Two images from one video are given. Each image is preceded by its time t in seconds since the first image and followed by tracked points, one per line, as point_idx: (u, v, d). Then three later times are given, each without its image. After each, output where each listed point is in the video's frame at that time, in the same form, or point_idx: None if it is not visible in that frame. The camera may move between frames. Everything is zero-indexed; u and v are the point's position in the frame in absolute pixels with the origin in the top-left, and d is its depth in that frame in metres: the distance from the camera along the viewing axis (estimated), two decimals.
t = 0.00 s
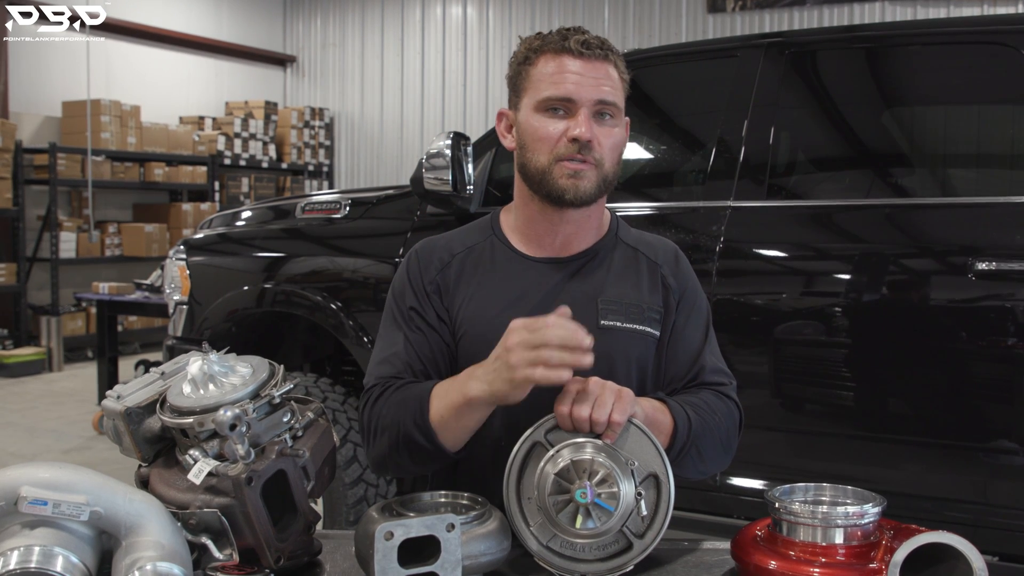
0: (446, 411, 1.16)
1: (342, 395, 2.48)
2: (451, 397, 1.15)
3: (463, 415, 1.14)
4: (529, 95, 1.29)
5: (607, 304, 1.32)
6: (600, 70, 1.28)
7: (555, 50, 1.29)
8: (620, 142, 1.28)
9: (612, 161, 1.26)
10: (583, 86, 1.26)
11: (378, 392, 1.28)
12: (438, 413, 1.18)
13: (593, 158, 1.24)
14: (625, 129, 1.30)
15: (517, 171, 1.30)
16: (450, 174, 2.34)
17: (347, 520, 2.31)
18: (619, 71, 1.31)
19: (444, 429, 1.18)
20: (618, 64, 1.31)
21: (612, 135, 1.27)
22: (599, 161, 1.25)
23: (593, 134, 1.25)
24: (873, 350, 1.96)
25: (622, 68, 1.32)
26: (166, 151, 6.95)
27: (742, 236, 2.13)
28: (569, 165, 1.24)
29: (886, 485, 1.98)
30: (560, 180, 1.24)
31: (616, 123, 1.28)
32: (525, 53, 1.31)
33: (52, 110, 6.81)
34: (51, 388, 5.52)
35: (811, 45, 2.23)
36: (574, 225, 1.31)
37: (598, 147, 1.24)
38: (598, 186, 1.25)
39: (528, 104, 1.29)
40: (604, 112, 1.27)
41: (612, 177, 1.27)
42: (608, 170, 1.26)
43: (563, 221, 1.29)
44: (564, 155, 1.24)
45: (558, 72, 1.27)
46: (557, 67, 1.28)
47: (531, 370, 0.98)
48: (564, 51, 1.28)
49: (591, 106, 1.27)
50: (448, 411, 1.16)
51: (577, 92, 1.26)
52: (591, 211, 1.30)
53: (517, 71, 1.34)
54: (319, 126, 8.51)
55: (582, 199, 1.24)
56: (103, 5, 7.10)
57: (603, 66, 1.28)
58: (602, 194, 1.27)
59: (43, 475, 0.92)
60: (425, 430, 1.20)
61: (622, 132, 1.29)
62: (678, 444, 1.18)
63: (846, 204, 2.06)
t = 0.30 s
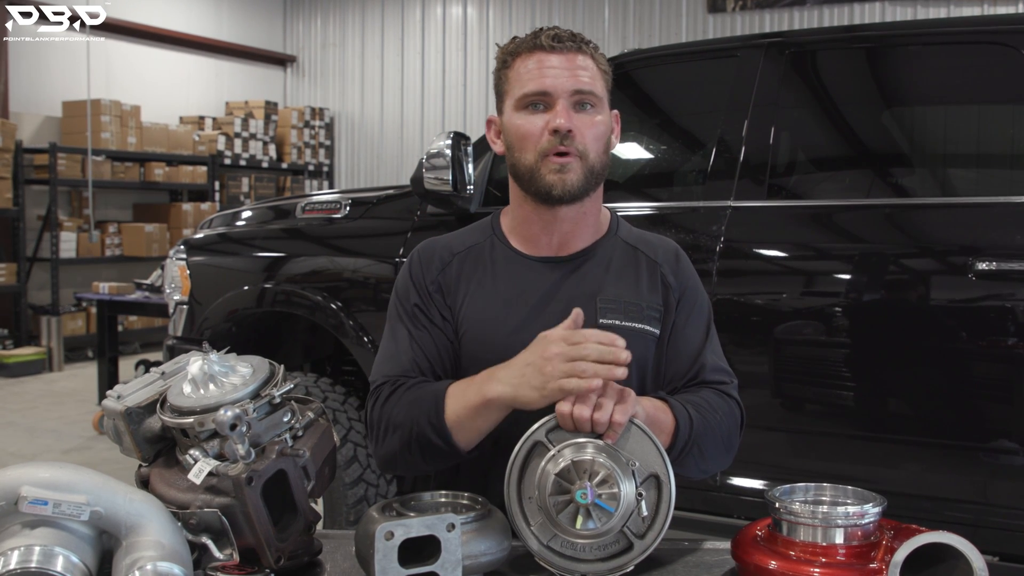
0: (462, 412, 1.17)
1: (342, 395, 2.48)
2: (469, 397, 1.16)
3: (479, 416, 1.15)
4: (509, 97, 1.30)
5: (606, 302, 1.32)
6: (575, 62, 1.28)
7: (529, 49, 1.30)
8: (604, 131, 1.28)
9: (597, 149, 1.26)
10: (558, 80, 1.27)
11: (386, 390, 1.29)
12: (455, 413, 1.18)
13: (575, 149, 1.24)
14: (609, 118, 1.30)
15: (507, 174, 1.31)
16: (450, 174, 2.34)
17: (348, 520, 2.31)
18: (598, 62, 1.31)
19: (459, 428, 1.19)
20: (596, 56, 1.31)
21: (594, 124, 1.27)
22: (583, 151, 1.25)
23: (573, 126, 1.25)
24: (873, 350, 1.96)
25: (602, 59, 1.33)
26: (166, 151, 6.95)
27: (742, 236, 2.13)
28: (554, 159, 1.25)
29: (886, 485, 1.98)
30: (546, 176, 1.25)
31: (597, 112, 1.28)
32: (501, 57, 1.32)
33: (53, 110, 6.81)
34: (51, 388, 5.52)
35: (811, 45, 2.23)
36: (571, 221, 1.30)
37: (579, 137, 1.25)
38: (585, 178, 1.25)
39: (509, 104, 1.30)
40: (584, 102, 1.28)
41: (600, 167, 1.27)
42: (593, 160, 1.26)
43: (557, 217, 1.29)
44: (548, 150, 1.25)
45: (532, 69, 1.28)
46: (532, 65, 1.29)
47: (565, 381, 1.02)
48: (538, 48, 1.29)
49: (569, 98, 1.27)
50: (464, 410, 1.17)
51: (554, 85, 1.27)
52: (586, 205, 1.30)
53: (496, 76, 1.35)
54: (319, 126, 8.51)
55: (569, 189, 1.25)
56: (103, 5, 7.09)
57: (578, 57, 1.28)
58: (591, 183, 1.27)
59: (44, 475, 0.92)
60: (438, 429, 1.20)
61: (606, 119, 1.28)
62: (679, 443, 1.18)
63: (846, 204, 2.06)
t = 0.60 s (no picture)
0: (525, 388, 1.16)
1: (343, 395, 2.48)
2: (534, 371, 1.15)
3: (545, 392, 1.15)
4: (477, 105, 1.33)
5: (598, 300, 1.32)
6: (533, 62, 1.28)
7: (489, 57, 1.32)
8: (570, 126, 1.28)
9: (560, 144, 1.26)
10: (514, 83, 1.28)
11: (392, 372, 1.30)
12: (513, 387, 1.17)
13: (536, 148, 1.26)
14: (576, 112, 1.30)
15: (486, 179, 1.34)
16: (451, 173, 2.33)
17: (348, 520, 2.31)
18: (561, 56, 1.31)
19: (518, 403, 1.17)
20: (559, 52, 1.31)
21: (557, 121, 1.27)
22: (544, 149, 1.26)
23: (532, 126, 1.26)
24: (874, 350, 1.96)
25: (567, 54, 1.32)
26: (167, 151, 6.95)
27: (743, 235, 2.13)
28: (515, 160, 1.26)
29: (887, 485, 1.98)
30: (511, 179, 1.27)
31: (562, 108, 1.28)
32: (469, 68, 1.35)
33: (53, 110, 6.81)
34: (51, 388, 5.52)
35: (812, 45, 2.23)
36: (555, 218, 1.31)
37: (540, 135, 1.26)
38: (552, 175, 1.26)
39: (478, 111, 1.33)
40: (546, 101, 1.28)
41: (568, 162, 1.27)
42: (557, 156, 1.26)
43: (539, 215, 1.30)
44: (509, 153, 1.26)
45: (490, 76, 1.30)
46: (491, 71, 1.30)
47: (650, 363, 1.11)
48: (495, 55, 1.30)
49: (527, 98, 1.28)
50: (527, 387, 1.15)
51: (513, 88, 1.28)
52: (569, 202, 1.30)
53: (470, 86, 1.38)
54: (320, 126, 8.51)
55: (533, 188, 1.26)
56: (103, 5, 7.09)
57: (535, 57, 1.29)
58: (562, 179, 1.27)
59: (44, 475, 0.92)
60: (497, 407, 1.18)
61: (571, 114, 1.28)
62: (678, 441, 1.18)
63: (846, 204, 2.06)
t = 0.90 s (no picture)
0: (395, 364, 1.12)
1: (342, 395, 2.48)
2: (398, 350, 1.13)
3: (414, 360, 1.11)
4: (480, 98, 1.23)
5: (602, 293, 1.33)
6: (541, 58, 1.20)
7: (494, 51, 1.24)
8: (578, 125, 1.19)
9: (567, 143, 1.18)
10: (522, 78, 1.19)
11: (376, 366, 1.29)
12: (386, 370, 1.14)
13: (545, 146, 1.17)
14: (583, 107, 1.21)
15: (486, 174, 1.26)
16: (450, 173, 2.33)
17: (348, 520, 2.32)
18: (565, 52, 1.23)
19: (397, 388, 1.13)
20: (563, 50, 1.23)
21: (563, 116, 1.18)
22: (551, 147, 1.17)
23: (541, 122, 1.17)
24: (873, 349, 1.96)
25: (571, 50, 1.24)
26: (167, 151, 6.95)
27: (743, 235, 2.13)
28: (522, 158, 1.18)
29: (887, 485, 1.98)
30: (519, 178, 1.19)
31: (570, 105, 1.19)
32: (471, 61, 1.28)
33: (53, 111, 6.81)
34: (51, 388, 5.52)
35: (812, 45, 2.22)
36: (557, 216, 1.29)
37: (547, 133, 1.17)
38: (559, 175, 1.19)
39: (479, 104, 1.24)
40: (553, 96, 1.19)
41: (575, 161, 1.20)
42: (564, 154, 1.18)
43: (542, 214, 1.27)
44: (518, 149, 1.17)
45: (496, 70, 1.21)
46: (495, 67, 1.21)
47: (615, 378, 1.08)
48: (500, 50, 1.22)
49: (536, 93, 1.19)
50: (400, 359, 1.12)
51: (517, 83, 1.19)
52: (570, 202, 1.27)
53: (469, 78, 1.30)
54: (319, 126, 8.51)
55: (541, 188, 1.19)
56: (103, 5, 7.10)
57: (543, 53, 1.21)
58: (567, 179, 1.21)
59: (44, 475, 0.92)
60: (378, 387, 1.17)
61: (579, 113, 1.20)
62: (680, 437, 1.17)
63: (846, 204, 2.06)
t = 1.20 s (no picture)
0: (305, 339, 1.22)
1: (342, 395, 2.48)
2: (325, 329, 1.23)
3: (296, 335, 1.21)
4: (529, 105, 1.28)
5: (601, 298, 1.32)
6: (600, 83, 1.25)
7: (555, 60, 1.26)
8: (618, 152, 1.27)
9: (610, 170, 1.26)
10: (582, 102, 1.24)
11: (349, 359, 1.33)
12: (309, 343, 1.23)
13: (589, 172, 1.24)
14: (624, 135, 1.29)
15: (517, 177, 1.31)
16: (450, 173, 2.34)
17: (348, 520, 2.33)
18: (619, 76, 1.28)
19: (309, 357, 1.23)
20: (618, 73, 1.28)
21: (609, 145, 1.26)
22: (596, 174, 1.25)
23: (589, 148, 1.24)
24: (873, 349, 1.96)
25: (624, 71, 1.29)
26: (167, 152, 6.95)
27: (743, 236, 2.13)
28: (564, 178, 1.25)
29: (887, 484, 1.97)
30: (558, 194, 1.25)
31: (615, 134, 1.27)
32: (526, 60, 1.29)
33: (53, 111, 6.82)
34: (52, 388, 5.53)
35: (812, 45, 2.23)
36: (570, 225, 1.32)
37: (595, 160, 1.24)
38: (595, 200, 1.26)
39: (527, 111, 1.28)
40: (602, 123, 1.26)
41: (609, 185, 1.28)
42: (604, 180, 1.26)
43: (558, 224, 1.31)
44: (561, 169, 1.24)
45: (556, 83, 1.25)
46: (555, 78, 1.25)
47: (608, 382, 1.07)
48: (563, 63, 1.25)
49: (590, 118, 1.25)
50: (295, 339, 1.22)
51: (574, 105, 1.24)
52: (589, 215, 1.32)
53: (518, 74, 1.32)
54: (319, 126, 8.51)
55: (577, 210, 1.26)
56: (103, 5, 7.10)
57: (603, 77, 1.25)
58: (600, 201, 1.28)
59: (44, 476, 0.92)
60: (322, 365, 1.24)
61: (621, 141, 1.28)
62: (679, 442, 1.17)
63: (846, 204, 2.06)
